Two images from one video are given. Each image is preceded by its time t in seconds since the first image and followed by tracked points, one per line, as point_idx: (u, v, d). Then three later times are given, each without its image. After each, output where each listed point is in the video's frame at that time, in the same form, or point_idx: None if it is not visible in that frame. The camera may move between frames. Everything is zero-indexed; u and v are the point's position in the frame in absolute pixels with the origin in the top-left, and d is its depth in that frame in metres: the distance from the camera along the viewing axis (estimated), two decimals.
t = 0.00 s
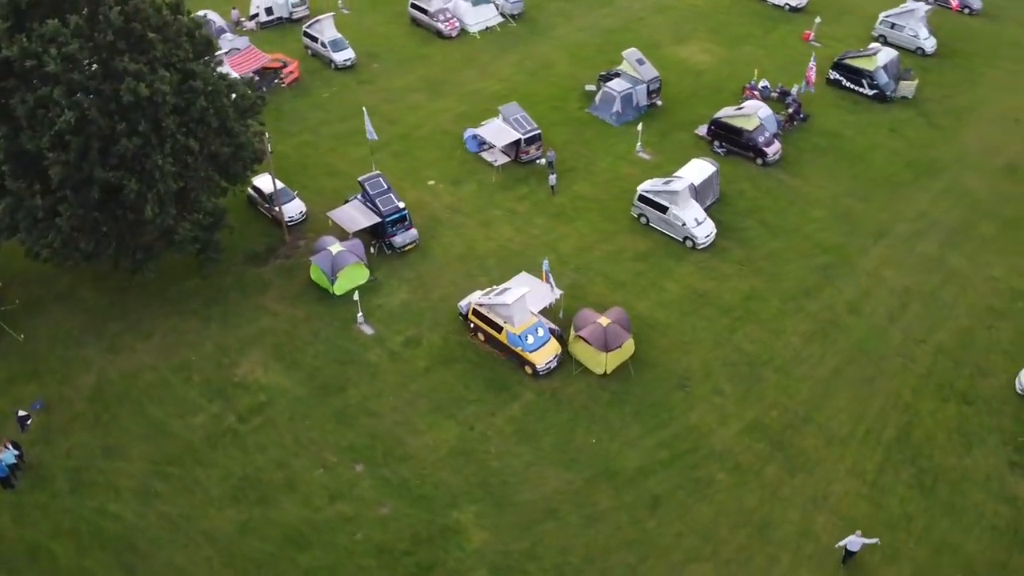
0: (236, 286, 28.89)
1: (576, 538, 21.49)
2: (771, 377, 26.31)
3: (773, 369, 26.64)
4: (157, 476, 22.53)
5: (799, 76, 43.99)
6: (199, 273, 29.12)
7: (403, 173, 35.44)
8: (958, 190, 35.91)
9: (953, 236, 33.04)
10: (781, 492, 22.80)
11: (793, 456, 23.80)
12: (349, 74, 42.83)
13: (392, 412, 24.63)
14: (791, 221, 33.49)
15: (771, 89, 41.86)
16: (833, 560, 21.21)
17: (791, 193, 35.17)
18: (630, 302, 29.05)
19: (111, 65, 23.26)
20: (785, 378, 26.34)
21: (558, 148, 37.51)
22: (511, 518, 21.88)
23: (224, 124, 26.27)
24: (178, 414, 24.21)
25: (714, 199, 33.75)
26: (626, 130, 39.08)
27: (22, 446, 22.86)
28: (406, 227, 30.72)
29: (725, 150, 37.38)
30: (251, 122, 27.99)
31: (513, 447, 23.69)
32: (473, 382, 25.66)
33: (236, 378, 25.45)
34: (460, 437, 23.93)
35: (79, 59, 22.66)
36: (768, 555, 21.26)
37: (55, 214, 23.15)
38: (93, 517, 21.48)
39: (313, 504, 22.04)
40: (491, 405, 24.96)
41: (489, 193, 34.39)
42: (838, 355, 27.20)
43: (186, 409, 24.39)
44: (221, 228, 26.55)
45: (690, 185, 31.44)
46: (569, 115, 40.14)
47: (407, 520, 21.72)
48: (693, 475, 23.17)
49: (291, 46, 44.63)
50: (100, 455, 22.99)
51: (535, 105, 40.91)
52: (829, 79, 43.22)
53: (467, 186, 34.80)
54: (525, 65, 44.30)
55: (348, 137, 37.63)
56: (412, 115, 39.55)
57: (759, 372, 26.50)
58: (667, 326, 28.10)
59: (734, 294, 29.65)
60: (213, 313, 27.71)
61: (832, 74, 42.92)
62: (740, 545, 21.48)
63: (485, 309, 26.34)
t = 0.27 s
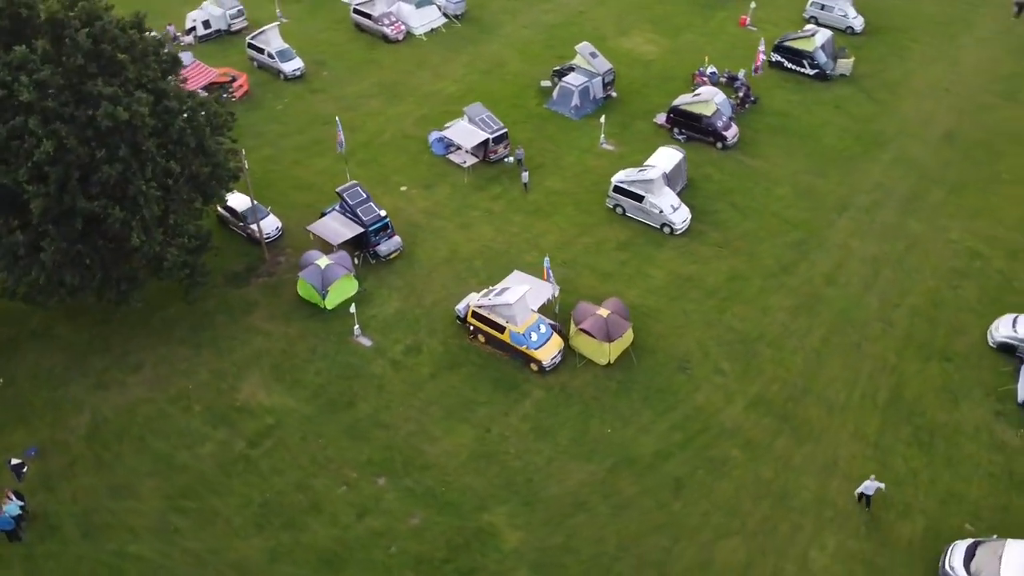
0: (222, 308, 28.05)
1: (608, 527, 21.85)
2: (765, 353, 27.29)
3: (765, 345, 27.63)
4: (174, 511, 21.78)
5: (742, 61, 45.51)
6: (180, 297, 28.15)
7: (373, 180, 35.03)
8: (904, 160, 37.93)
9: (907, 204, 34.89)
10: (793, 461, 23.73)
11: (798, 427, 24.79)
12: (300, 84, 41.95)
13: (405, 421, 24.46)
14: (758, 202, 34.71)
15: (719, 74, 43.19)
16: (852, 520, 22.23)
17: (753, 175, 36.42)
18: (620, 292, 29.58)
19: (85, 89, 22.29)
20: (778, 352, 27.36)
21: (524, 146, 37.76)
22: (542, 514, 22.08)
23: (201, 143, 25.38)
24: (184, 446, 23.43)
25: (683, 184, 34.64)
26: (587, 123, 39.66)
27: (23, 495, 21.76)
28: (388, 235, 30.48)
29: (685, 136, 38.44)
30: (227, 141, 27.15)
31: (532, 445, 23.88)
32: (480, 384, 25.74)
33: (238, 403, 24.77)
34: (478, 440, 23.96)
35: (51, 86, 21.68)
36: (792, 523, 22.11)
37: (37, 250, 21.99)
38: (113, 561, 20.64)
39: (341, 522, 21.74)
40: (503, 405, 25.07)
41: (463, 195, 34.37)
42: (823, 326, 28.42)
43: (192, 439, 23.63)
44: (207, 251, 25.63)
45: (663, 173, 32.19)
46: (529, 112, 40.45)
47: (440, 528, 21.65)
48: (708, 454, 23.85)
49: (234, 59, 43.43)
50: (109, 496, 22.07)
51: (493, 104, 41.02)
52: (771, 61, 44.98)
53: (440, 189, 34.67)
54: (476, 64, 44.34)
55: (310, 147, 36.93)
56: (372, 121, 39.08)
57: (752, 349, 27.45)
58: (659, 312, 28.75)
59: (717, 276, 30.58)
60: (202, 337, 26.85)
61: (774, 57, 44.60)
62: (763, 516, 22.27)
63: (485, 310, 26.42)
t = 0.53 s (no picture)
0: (211, 333, 27.22)
1: (637, 513, 22.33)
2: (754, 331, 28.31)
3: (753, 323, 28.65)
4: (199, 547, 21.12)
5: (684, 49, 46.78)
6: (165, 326, 27.17)
7: (343, 191, 34.52)
8: (850, 136, 39.84)
9: (859, 178, 36.71)
10: (799, 431, 24.76)
11: (797, 398, 25.85)
12: (249, 97, 40.86)
13: (420, 430, 24.35)
14: (723, 185, 35.82)
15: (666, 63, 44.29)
16: (862, 481, 23.38)
17: (714, 159, 37.55)
18: (608, 283, 30.11)
19: (62, 117, 21.23)
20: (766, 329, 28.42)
21: (488, 145, 37.88)
22: (572, 508, 22.38)
23: (182, 165, 24.51)
24: (197, 478, 22.70)
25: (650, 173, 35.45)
26: (546, 119, 40.06)
27: (35, 547, 20.76)
28: (372, 244, 30.15)
29: (644, 126, 39.31)
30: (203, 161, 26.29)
31: (550, 441, 24.15)
32: (488, 386, 25.84)
33: (246, 428, 24.15)
34: (496, 441, 24.06)
35: (27, 116, 20.55)
36: (808, 489, 23.07)
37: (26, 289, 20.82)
38: None
39: (375, 538, 21.53)
40: (514, 404, 25.24)
41: (437, 199, 34.25)
42: (803, 301, 29.67)
43: (204, 471, 22.91)
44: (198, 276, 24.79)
45: (635, 163, 32.91)
46: (487, 111, 40.53)
47: (474, 532, 21.69)
48: (719, 432, 24.64)
49: (175, 76, 41.97)
50: (127, 538, 21.23)
51: (450, 105, 40.93)
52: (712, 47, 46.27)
53: (413, 194, 34.44)
54: (426, 67, 44.10)
55: (272, 162, 36.08)
56: (331, 131, 38.43)
57: (742, 328, 28.42)
58: (648, 299, 29.42)
59: (697, 260, 31.46)
60: (196, 365, 26.01)
61: (715, 43, 46.01)
62: (781, 486, 23.17)
63: (484, 312, 26.55)
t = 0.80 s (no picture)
0: (204, 359, 26.39)
1: (664, 496, 22.86)
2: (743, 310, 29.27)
3: (740, 302, 29.63)
4: None
5: (629, 41, 47.73)
6: (155, 357, 26.18)
7: (315, 203, 33.88)
8: (798, 116, 41.51)
9: (814, 156, 38.31)
10: (800, 402, 25.79)
11: (794, 370, 26.90)
12: (199, 113, 39.55)
13: (438, 437, 24.26)
14: (689, 170, 36.77)
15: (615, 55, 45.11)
16: (866, 443, 24.53)
17: (676, 146, 38.49)
18: (596, 274, 30.57)
19: (45, 147, 20.18)
20: (753, 307, 29.42)
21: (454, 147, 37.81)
22: (600, 498, 22.74)
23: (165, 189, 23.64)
24: (218, 509, 22.05)
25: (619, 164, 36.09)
26: (507, 117, 40.25)
27: None
28: (357, 255, 29.73)
29: (604, 118, 39.97)
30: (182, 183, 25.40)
31: (568, 434, 24.43)
32: (497, 387, 25.94)
33: (260, 453, 23.56)
34: (515, 440, 24.20)
35: (9, 147, 19.44)
36: (819, 456, 24.07)
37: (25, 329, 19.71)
38: None
39: (411, 549, 21.39)
40: (526, 402, 25.40)
41: (413, 204, 34.01)
42: (784, 277, 30.82)
43: (223, 501, 22.27)
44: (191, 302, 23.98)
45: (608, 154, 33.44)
46: (447, 113, 40.43)
47: (510, 532, 21.80)
48: (727, 411, 25.43)
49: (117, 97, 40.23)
50: None
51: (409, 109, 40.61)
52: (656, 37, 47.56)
53: (387, 201, 34.10)
54: (377, 72, 43.59)
55: (236, 179, 35.08)
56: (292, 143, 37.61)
57: (731, 308, 29.34)
58: (638, 288, 30.01)
59: (677, 246, 32.27)
60: (195, 393, 25.18)
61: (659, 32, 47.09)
62: (793, 456, 24.12)
63: (486, 313, 26.53)
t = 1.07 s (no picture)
0: (201, 383, 25.49)
1: (686, 475, 23.40)
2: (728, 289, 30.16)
3: (724, 281, 30.50)
4: None
5: (574, 33, 48.29)
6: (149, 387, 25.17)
7: (287, 215, 33.08)
8: (747, 97, 42.85)
9: (768, 134, 39.67)
10: (797, 372, 26.78)
11: (786, 342, 27.90)
12: (148, 132, 37.98)
13: (455, 440, 24.18)
14: (653, 157, 37.52)
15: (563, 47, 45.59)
16: (864, 405, 25.69)
17: (637, 133, 39.20)
18: (583, 265, 30.93)
19: (33, 177, 19.15)
20: (737, 285, 30.34)
21: (420, 149, 37.54)
22: (625, 483, 23.12)
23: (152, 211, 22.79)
24: (244, 537, 21.43)
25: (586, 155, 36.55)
26: (468, 116, 40.19)
27: None
28: (344, 265, 29.26)
29: (563, 110, 40.37)
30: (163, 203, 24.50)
31: (583, 425, 24.73)
32: (506, 384, 26.01)
33: (277, 474, 22.98)
34: (533, 436, 24.34)
35: None
36: (823, 421, 25.06)
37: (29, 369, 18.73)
38: None
39: (448, 554, 21.27)
40: (537, 397, 25.57)
41: (388, 209, 33.61)
42: (760, 254, 31.89)
43: (248, 527, 21.66)
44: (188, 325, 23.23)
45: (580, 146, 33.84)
46: (406, 115, 40.07)
47: (544, 526, 21.94)
48: (730, 387, 26.18)
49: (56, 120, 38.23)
50: None
51: (367, 114, 40.05)
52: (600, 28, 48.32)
53: (362, 208, 33.59)
54: (328, 78, 42.83)
55: (199, 197, 33.91)
56: (252, 156, 36.57)
57: (717, 288, 30.18)
58: (625, 275, 30.52)
59: (655, 231, 32.96)
60: (197, 420, 24.34)
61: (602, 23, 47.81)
62: (799, 423, 25.05)
63: (487, 312, 26.53)
